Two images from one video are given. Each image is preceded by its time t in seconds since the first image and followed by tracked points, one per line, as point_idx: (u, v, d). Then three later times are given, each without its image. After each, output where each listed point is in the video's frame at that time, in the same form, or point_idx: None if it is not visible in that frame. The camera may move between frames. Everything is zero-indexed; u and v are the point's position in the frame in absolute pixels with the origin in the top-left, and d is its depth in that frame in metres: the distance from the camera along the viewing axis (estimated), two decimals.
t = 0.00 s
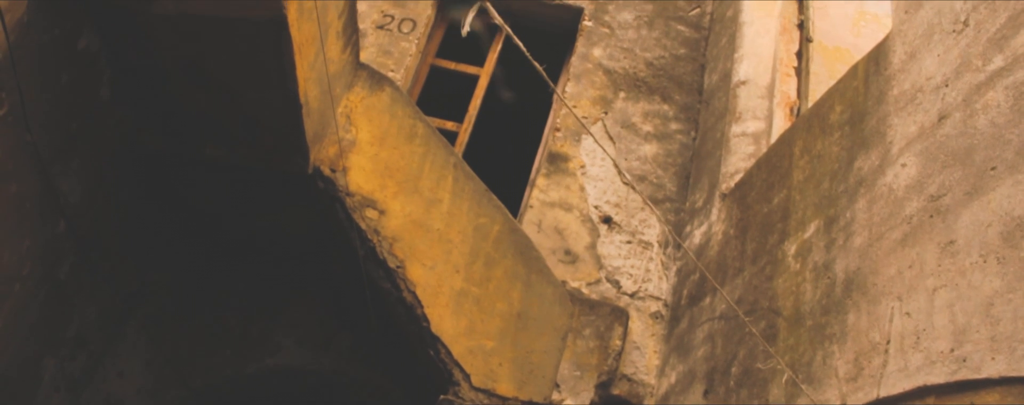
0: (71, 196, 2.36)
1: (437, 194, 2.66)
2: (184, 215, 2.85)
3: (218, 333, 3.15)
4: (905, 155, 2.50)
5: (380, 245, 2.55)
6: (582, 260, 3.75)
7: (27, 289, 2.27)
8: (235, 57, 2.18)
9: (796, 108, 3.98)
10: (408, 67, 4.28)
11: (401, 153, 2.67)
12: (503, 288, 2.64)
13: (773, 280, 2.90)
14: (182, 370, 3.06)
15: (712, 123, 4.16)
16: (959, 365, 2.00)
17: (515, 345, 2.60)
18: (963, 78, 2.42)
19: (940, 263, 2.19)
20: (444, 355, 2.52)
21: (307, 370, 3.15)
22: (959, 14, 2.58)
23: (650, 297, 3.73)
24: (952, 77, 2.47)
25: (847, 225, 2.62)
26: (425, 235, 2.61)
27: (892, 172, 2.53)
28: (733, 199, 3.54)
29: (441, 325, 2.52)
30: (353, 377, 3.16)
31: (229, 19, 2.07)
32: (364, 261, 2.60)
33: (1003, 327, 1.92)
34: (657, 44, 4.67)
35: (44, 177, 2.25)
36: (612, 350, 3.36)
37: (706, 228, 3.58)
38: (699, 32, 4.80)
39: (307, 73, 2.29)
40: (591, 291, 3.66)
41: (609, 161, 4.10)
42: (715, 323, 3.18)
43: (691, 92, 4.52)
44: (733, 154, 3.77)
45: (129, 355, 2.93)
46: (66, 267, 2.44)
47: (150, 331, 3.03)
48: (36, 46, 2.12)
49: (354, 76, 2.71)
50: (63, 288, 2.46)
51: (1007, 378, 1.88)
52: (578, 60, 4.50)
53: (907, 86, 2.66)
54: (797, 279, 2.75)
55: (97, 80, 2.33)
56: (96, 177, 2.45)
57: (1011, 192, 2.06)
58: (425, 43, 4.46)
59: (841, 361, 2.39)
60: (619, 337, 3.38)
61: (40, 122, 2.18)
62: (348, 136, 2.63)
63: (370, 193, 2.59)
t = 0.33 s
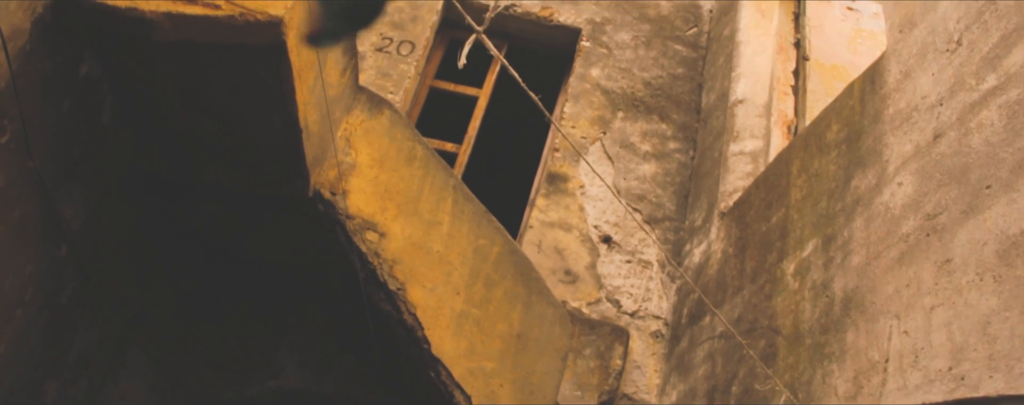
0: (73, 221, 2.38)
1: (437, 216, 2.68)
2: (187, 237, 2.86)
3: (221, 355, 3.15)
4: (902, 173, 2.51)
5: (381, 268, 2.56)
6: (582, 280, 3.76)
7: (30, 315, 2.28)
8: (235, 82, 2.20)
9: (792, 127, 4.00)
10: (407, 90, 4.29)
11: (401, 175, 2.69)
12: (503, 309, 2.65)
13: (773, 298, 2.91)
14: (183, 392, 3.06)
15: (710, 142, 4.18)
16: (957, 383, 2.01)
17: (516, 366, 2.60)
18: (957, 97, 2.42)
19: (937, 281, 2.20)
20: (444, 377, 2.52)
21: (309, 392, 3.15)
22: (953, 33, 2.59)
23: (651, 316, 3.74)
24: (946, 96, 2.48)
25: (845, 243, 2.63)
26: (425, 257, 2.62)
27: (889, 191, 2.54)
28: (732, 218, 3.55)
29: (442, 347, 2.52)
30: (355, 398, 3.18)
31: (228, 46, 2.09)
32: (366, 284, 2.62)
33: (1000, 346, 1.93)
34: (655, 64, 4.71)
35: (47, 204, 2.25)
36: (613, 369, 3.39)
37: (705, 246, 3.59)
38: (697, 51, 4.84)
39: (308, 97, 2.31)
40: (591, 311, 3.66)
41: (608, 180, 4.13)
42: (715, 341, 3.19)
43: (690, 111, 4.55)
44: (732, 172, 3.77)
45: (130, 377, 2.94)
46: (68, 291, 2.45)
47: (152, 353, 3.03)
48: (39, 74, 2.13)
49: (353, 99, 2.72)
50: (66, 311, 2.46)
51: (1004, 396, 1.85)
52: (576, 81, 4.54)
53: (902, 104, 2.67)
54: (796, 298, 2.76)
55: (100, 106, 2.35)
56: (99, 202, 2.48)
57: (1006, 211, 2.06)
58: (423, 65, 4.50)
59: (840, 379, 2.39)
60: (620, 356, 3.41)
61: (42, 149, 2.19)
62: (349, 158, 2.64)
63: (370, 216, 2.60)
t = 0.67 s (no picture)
0: (73, 239, 2.37)
1: (436, 234, 2.68)
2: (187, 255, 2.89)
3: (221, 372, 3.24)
4: (899, 191, 2.51)
5: (380, 286, 2.55)
6: (582, 298, 3.77)
7: (31, 332, 2.27)
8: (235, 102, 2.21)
9: (790, 144, 4.01)
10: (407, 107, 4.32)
11: (401, 193, 2.70)
12: (503, 328, 2.65)
13: (772, 316, 2.91)
14: None
15: (709, 159, 4.19)
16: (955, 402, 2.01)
17: (515, 384, 2.60)
18: (954, 116, 2.42)
19: (935, 300, 2.20)
20: (444, 396, 2.51)
21: None
22: (950, 51, 2.59)
23: (650, 334, 3.74)
24: (943, 115, 2.47)
25: (843, 261, 2.64)
26: (424, 275, 2.61)
27: (887, 209, 2.53)
28: (731, 235, 3.55)
29: (441, 365, 2.51)
30: None
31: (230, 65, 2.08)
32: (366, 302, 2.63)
33: (998, 364, 1.93)
34: (654, 81, 4.73)
35: (48, 223, 2.24)
36: (612, 387, 3.44)
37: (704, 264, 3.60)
38: (695, 69, 4.86)
39: (307, 116, 2.31)
40: (591, 328, 3.66)
41: (608, 198, 4.15)
42: (715, 359, 3.18)
43: (689, 129, 4.57)
44: (731, 189, 3.78)
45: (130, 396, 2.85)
46: (69, 307, 2.43)
47: (150, 371, 2.97)
48: (41, 93, 2.12)
49: (353, 118, 2.76)
50: (66, 328, 2.44)
51: None
52: (576, 98, 4.57)
53: (900, 123, 2.67)
54: (795, 315, 2.77)
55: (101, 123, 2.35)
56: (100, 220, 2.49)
57: (1003, 229, 2.06)
58: (423, 82, 4.53)
59: (839, 397, 2.39)
60: (619, 374, 3.46)
61: (45, 168, 2.19)
62: (349, 177, 2.66)
63: (370, 234, 2.60)
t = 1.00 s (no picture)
0: (72, 259, 2.37)
1: (434, 254, 2.68)
2: (184, 273, 2.88)
3: (218, 394, 3.15)
4: (895, 212, 2.50)
5: (378, 306, 2.56)
6: (579, 317, 3.77)
7: (27, 351, 2.27)
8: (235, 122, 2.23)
9: (787, 165, 3.96)
10: (405, 126, 4.35)
11: (398, 213, 2.70)
12: (501, 348, 2.63)
13: (768, 336, 2.92)
14: None
15: (706, 178, 4.21)
16: None
17: None
18: (949, 137, 2.41)
19: (931, 320, 2.21)
20: None
21: None
22: (944, 73, 2.56)
23: (648, 353, 3.74)
24: (938, 136, 2.46)
25: (839, 282, 2.64)
26: (422, 296, 2.61)
27: (883, 229, 2.53)
28: (728, 255, 3.54)
29: (439, 385, 2.51)
30: None
31: (230, 86, 2.11)
32: (364, 322, 2.63)
33: (993, 385, 1.94)
34: (651, 100, 4.76)
35: (47, 244, 2.24)
36: None
37: (701, 284, 3.60)
38: (692, 88, 4.89)
39: (305, 137, 2.31)
40: (588, 348, 3.67)
41: (605, 217, 4.16)
42: (712, 379, 3.19)
43: (686, 148, 4.59)
44: (727, 208, 3.79)
45: None
46: (66, 327, 2.45)
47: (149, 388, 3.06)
48: (42, 113, 2.12)
49: (351, 138, 2.77)
50: (63, 349, 2.48)
51: None
52: (573, 117, 4.59)
53: (895, 143, 2.65)
54: (792, 336, 2.77)
55: (100, 142, 2.36)
56: (98, 239, 2.49)
57: (998, 250, 2.07)
58: (421, 102, 4.55)
59: None
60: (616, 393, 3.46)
61: (45, 188, 2.18)
62: (347, 197, 2.67)
63: (368, 254, 2.61)
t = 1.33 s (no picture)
0: (67, 276, 2.36)
1: (428, 271, 2.67)
2: (178, 289, 2.88)
3: None
4: (888, 228, 2.51)
5: (372, 323, 2.54)
6: (574, 333, 3.77)
7: (20, 370, 2.26)
8: (228, 139, 2.24)
9: (782, 180, 3.95)
10: (400, 142, 4.36)
11: (393, 230, 2.70)
12: (495, 365, 2.61)
13: (763, 352, 2.92)
14: None
15: (700, 194, 4.23)
16: None
17: None
18: (941, 154, 2.42)
19: (924, 337, 2.21)
20: None
21: None
22: (936, 90, 2.57)
23: (642, 368, 3.74)
24: (931, 154, 2.47)
25: (833, 299, 2.65)
26: (416, 312, 2.60)
27: (876, 245, 2.53)
28: (722, 271, 3.55)
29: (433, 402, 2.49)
30: None
31: (225, 104, 2.11)
32: (359, 339, 2.61)
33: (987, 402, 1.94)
34: (645, 116, 4.79)
35: (41, 261, 2.23)
36: None
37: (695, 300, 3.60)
38: (686, 104, 4.92)
39: (299, 155, 2.31)
40: (583, 364, 3.66)
41: (599, 233, 4.17)
42: (707, 395, 3.19)
43: (680, 164, 4.61)
44: (721, 224, 3.81)
45: None
46: (61, 344, 2.43)
47: None
48: (39, 130, 2.13)
49: (346, 155, 2.78)
50: (58, 365, 2.46)
51: None
52: (568, 133, 4.61)
53: (888, 160, 2.66)
54: (786, 352, 2.78)
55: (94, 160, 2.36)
56: (92, 256, 2.48)
57: (990, 268, 2.08)
58: (416, 118, 4.57)
59: None
60: None
61: (41, 204, 2.18)
62: (341, 213, 2.68)
63: (363, 271, 2.60)
